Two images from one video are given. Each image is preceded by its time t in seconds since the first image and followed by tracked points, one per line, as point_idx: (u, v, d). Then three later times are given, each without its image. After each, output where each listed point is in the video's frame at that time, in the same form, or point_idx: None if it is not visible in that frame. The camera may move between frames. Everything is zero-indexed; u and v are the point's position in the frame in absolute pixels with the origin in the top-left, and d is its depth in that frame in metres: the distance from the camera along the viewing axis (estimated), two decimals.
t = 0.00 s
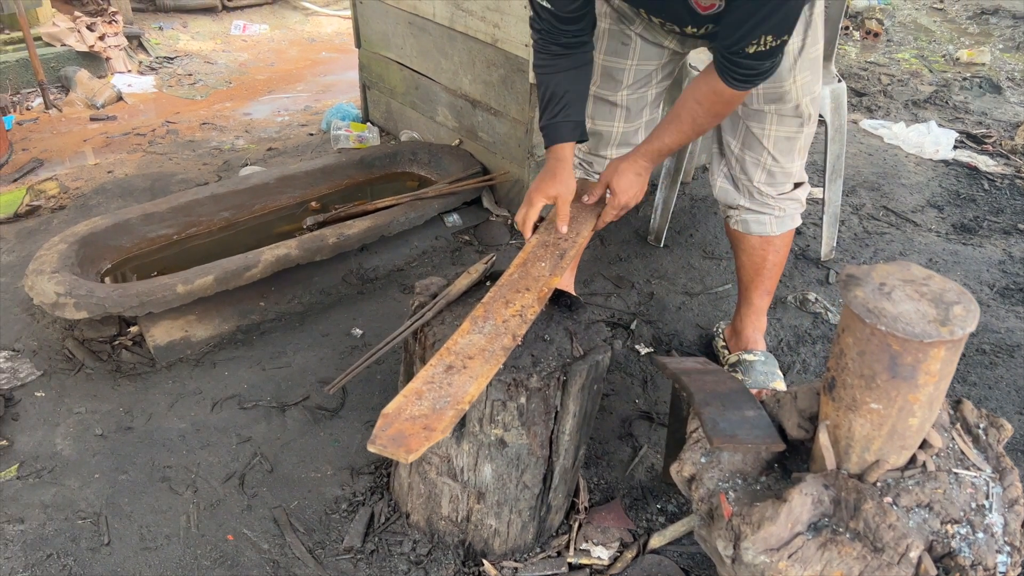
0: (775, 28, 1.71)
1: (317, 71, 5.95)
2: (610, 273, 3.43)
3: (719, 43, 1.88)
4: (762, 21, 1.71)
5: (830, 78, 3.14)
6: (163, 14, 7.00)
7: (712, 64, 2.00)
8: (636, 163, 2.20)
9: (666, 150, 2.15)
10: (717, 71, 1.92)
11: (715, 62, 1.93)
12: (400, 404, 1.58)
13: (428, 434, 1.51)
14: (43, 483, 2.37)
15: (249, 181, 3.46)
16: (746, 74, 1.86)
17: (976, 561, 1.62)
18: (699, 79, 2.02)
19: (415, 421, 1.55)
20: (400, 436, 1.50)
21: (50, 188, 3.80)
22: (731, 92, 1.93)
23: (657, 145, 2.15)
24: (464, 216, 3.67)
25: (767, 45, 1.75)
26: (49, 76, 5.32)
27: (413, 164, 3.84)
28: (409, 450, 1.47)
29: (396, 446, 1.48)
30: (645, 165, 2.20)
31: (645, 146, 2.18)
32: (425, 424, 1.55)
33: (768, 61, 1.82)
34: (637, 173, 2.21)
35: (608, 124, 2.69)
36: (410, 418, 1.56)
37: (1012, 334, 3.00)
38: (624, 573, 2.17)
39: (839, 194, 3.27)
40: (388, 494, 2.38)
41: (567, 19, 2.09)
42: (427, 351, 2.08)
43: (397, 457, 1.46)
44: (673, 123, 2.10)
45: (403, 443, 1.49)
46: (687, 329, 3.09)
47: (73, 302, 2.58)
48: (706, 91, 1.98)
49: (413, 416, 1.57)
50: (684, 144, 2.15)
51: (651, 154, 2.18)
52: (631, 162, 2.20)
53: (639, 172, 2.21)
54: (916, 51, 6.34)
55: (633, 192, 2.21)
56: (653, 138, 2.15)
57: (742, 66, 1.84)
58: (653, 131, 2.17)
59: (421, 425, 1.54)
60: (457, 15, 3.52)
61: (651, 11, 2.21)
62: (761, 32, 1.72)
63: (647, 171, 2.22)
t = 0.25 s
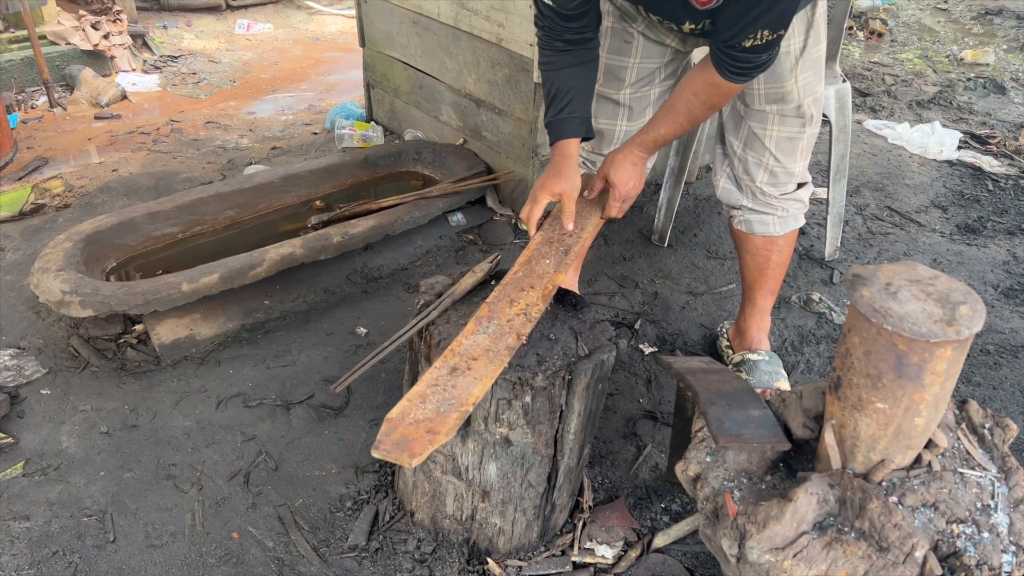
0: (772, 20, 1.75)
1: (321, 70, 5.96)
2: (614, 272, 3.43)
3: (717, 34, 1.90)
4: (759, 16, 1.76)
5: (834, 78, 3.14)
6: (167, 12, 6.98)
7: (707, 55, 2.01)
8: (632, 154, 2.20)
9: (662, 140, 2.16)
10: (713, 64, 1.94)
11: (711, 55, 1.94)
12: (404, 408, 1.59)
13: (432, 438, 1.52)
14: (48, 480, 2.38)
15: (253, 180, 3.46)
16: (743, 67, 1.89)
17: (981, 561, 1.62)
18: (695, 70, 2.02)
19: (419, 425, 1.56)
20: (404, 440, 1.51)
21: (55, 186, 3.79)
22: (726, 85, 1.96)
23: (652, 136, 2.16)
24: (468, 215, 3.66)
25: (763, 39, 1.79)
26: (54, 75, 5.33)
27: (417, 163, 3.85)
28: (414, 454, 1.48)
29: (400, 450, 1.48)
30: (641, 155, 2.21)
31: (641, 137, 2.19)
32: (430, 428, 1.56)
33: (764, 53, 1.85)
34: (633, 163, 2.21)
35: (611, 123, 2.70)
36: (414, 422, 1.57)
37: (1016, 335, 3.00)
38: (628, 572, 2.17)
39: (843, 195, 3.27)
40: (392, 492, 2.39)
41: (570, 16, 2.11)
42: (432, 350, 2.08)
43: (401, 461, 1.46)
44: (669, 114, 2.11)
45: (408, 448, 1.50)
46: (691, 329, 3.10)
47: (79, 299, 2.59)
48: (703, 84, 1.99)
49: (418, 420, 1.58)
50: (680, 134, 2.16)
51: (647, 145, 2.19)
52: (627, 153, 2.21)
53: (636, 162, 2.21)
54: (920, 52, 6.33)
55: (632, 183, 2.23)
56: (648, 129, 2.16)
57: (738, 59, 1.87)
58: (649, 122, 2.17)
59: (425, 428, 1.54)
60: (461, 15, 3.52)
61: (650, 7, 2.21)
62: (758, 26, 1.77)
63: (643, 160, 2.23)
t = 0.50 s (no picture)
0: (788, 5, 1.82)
1: (323, 69, 5.95)
2: (616, 272, 3.43)
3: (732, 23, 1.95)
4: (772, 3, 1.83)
5: (836, 78, 3.14)
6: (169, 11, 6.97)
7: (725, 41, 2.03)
8: (646, 141, 2.19)
9: (678, 127, 2.16)
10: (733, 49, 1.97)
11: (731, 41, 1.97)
12: (404, 429, 1.55)
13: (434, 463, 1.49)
14: (51, 479, 2.38)
15: (256, 179, 3.46)
16: (763, 53, 1.93)
17: (983, 560, 1.61)
18: (713, 57, 2.05)
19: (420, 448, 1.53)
20: (405, 468, 1.48)
21: (58, 185, 3.77)
22: (747, 70, 1.99)
23: (668, 122, 2.15)
24: (470, 215, 3.66)
25: (778, 26, 1.87)
26: (56, 74, 5.33)
27: (419, 162, 3.85)
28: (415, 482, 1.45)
29: (402, 478, 1.46)
30: (654, 142, 2.20)
31: (656, 123, 2.18)
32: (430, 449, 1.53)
33: (783, 38, 1.90)
34: (646, 150, 2.20)
35: (611, 122, 2.70)
36: (415, 444, 1.54)
37: (1019, 335, 3.00)
38: (630, 571, 2.17)
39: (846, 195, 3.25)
40: (395, 491, 2.39)
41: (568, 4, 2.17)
42: (435, 351, 2.07)
43: (402, 490, 1.44)
44: (687, 99, 2.11)
45: (409, 476, 1.47)
46: (693, 328, 3.10)
47: (82, 298, 2.59)
48: (724, 69, 2.02)
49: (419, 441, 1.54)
50: (695, 121, 2.17)
51: (661, 131, 2.18)
52: (641, 140, 2.20)
53: (648, 149, 2.20)
54: (922, 51, 6.33)
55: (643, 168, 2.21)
56: (664, 115, 2.15)
57: (757, 45, 1.92)
58: (664, 108, 2.17)
59: (425, 451, 1.51)
60: (464, 14, 3.52)
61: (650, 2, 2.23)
62: (774, 12, 1.83)
63: (655, 148, 2.22)
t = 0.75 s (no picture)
0: None
1: (324, 69, 5.95)
2: (617, 271, 3.43)
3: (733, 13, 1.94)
4: None
5: (837, 78, 3.14)
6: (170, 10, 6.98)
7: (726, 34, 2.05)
8: (648, 135, 2.20)
9: (679, 120, 2.17)
10: (733, 41, 1.98)
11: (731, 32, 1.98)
12: (404, 431, 1.56)
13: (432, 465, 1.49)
14: (53, 477, 2.39)
15: (257, 178, 3.46)
16: (764, 44, 1.94)
17: (984, 560, 1.61)
18: (714, 49, 2.06)
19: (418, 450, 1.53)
20: (403, 470, 1.48)
21: (59, 184, 3.76)
22: (748, 61, 2.00)
23: (669, 116, 2.16)
24: (471, 214, 3.66)
25: (780, 16, 1.86)
26: (57, 73, 5.33)
27: (419, 162, 3.85)
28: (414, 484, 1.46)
29: (400, 480, 1.47)
30: (656, 136, 2.21)
31: (657, 117, 2.19)
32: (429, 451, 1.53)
33: (784, 28, 1.91)
34: (648, 144, 2.20)
35: (609, 121, 2.70)
36: (415, 446, 1.55)
37: (1020, 335, 3.00)
38: (631, 570, 2.17)
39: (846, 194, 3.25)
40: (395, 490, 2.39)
41: None
42: (436, 350, 2.08)
43: (400, 492, 1.45)
44: (688, 92, 2.12)
45: (407, 478, 1.48)
46: (694, 328, 3.10)
47: (83, 297, 2.59)
48: (724, 61, 2.03)
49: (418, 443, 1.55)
50: (696, 114, 2.18)
51: (662, 125, 2.18)
52: (642, 134, 2.20)
53: (650, 143, 2.20)
54: (923, 50, 6.32)
55: (644, 163, 2.21)
56: (665, 108, 2.16)
57: (759, 35, 1.92)
58: (665, 102, 2.18)
59: (424, 453, 1.52)
60: (465, 14, 3.52)
61: None
62: (776, 2, 1.82)
63: (657, 142, 2.22)
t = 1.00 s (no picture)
0: None
1: (324, 68, 5.96)
2: (617, 271, 3.43)
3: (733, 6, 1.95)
4: None
5: (837, 78, 3.15)
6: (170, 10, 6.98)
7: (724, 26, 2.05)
8: (649, 130, 2.18)
9: (680, 114, 2.16)
10: (734, 33, 1.98)
11: (731, 24, 1.99)
12: (405, 434, 1.58)
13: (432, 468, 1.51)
14: (53, 477, 2.39)
15: (257, 178, 3.46)
16: (765, 35, 1.95)
17: (984, 560, 1.61)
18: (712, 42, 2.05)
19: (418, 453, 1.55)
20: (402, 474, 1.50)
21: (59, 184, 3.76)
22: (748, 53, 2.00)
23: (669, 110, 2.15)
24: (471, 213, 3.66)
25: (781, 7, 1.87)
26: (57, 73, 5.33)
27: (420, 161, 3.84)
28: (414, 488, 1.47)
29: (400, 483, 1.48)
30: (657, 131, 2.19)
31: (657, 112, 2.17)
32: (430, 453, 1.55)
33: (784, 19, 1.92)
34: (649, 139, 2.19)
35: (608, 121, 2.70)
36: (415, 448, 1.56)
37: (1020, 334, 3.00)
38: (631, 570, 2.18)
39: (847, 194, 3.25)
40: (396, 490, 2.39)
41: None
42: (436, 349, 2.08)
43: (401, 495, 1.46)
44: (688, 86, 2.12)
45: (408, 481, 1.49)
46: (694, 327, 3.10)
47: (83, 297, 2.59)
48: (725, 54, 2.03)
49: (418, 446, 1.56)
50: (697, 107, 2.17)
51: (662, 119, 2.17)
52: (643, 129, 2.19)
53: (651, 138, 2.19)
54: (923, 50, 6.32)
55: (645, 158, 2.20)
56: (665, 103, 2.15)
57: (760, 27, 1.93)
58: (665, 96, 2.17)
59: (424, 456, 1.54)
60: (465, 13, 3.52)
61: None
62: None
63: (658, 136, 2.21)
